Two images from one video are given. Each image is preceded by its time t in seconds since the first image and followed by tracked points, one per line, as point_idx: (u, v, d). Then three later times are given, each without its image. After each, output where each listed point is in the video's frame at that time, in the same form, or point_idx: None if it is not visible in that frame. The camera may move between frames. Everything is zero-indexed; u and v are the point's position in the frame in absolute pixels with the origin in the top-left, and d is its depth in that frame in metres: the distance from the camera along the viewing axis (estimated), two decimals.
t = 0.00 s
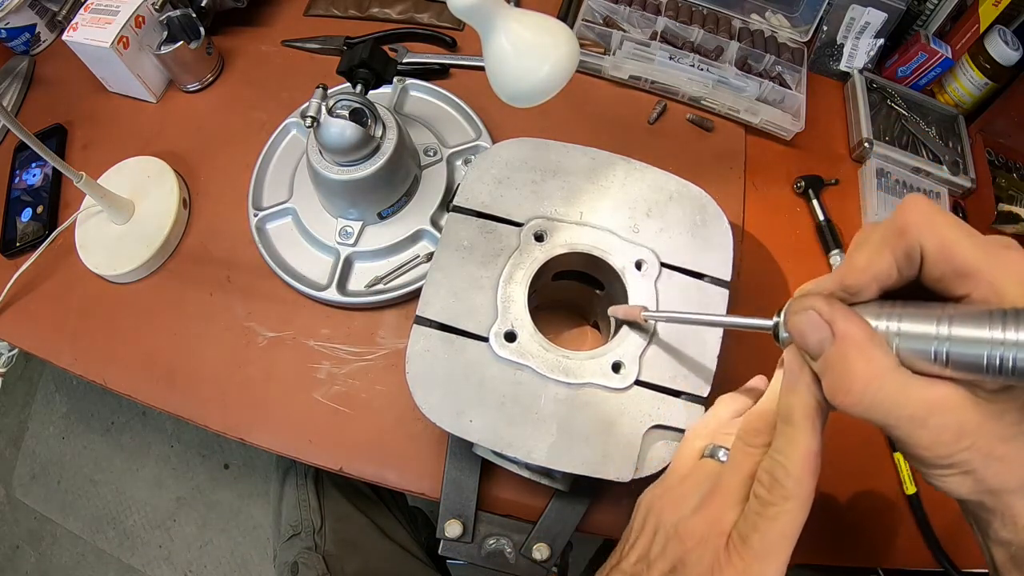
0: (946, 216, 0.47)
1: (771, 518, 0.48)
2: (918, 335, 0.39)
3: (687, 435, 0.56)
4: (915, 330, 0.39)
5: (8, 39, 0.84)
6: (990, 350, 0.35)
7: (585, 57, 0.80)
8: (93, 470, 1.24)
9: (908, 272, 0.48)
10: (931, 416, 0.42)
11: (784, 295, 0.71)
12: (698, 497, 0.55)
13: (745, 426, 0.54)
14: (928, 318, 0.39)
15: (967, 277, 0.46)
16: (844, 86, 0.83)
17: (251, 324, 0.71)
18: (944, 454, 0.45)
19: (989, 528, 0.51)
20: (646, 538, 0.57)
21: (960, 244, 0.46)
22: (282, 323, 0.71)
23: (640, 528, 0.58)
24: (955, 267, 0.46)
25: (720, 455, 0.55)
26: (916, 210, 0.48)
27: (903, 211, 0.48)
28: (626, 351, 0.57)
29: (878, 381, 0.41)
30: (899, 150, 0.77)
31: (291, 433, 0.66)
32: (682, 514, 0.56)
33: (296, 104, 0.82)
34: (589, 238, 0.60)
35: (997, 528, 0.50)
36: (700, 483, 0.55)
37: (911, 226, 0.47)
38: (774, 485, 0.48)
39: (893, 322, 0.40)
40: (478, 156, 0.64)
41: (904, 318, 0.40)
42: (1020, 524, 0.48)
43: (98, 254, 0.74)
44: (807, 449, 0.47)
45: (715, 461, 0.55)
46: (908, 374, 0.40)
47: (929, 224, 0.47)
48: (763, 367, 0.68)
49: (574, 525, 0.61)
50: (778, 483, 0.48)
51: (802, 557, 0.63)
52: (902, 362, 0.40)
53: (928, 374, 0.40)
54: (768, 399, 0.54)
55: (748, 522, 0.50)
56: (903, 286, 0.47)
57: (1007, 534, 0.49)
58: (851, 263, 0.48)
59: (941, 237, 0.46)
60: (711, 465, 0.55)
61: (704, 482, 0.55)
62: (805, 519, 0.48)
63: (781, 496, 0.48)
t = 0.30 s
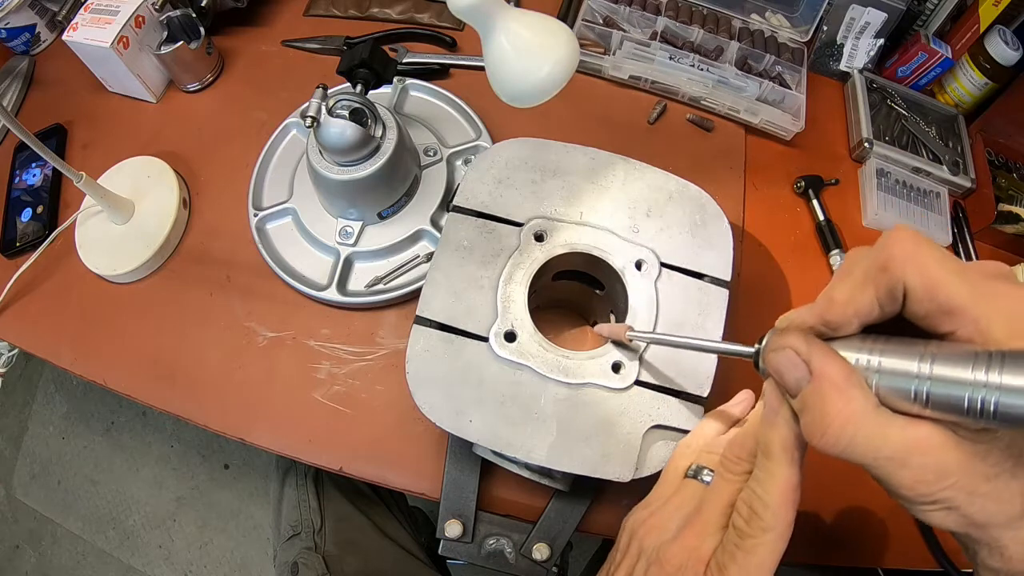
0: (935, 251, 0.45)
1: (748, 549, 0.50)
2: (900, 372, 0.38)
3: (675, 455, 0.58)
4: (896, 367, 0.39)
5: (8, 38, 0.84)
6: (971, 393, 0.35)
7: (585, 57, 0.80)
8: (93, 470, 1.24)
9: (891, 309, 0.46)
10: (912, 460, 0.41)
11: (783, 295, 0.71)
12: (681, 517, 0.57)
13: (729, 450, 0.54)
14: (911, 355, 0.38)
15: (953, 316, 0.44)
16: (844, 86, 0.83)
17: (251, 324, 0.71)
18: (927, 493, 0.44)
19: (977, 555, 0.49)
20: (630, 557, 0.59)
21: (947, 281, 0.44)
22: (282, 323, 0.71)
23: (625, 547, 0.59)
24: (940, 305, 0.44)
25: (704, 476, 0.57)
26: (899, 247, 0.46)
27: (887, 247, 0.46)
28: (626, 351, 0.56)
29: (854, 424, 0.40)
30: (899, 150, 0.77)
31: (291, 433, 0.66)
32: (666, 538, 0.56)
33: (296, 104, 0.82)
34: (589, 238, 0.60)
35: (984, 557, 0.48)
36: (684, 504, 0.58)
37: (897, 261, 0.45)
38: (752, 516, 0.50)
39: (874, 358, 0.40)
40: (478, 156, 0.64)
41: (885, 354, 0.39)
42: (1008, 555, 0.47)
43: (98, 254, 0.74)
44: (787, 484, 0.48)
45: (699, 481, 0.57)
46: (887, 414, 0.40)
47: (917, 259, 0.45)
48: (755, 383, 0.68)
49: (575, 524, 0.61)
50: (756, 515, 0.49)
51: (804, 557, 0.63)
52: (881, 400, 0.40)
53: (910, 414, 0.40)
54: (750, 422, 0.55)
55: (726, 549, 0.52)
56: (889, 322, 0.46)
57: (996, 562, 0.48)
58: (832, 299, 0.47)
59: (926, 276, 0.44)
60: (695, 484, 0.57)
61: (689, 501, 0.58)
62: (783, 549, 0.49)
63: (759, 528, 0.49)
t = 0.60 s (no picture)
0: (909, 285, 0.44)
1: None
2: (864, 405, 0.38)
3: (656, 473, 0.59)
4: (860, 400, 0.38)
5: (8, 38, 0.84)
6: (938, 434, 0.34)
7: (585, 57, 0.80)
8: (93, 470, 1.24)
9: (859, 340, 0.45)
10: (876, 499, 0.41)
11: (782, 295, 0.71)
12: (653, 537, 0.56)
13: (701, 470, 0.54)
14: (878, 389, 0.38)
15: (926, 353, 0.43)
16: (843, 86, 0.83)
17: (251, 324, 0.71)
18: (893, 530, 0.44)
19: None
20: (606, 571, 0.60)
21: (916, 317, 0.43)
22: (282, 323, 0.71)
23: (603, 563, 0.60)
24: (913, 339, 0.43)
25: (679, 495, 0.57)
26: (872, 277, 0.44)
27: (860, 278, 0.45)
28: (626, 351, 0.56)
29: (815, 460, 0.40)
30: (898, 150, 0.77)
31: (291, 432, 0.66)
32: (637, 556, 0.56)
33: (296, 104, 0.82)
34: (589, 238, 0.60)
35: None
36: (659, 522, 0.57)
37: (865, 294, 0.44)
38: (716, 543, 0.50)
39: (840, 390, 0.39)
40: (478, 157, 0.64)
41: (851, 388, 0.39)
42: None
43: (98, 254, 0.74)
44: (750, 513, 0.48)
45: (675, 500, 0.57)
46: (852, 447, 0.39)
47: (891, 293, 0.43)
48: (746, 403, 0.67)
49: (575, 524, 0.61)
50: (720, 542, 0.50)
51: None
52: (843, 432, 0.39)
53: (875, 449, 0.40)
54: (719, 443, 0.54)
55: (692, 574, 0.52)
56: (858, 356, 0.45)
57: None
58: (799, 326, 0.45)
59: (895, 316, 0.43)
60: (671, 503, 0.57)
61: (663, 520, 0.57)
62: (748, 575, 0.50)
63: (722, 555, 0.49)
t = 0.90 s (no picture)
0: (924, 302, 0.42)
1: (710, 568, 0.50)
2: (860, 422, 0.38)
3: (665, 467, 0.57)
4: (858, 415, 0.38)
5: (8, 39, 0.84)
6: (925, 464, 0.35)
7: (585, 57, 0.80)
8: (93, 470, 1.24)
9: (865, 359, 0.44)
10: (864, 515, 0.42)
11: (782, 295, 0.71)
12: (658, 532, 0.56)
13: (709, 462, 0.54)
14: (879, 407, 0.38)
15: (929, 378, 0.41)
16: (843, 86, 0.83)
17: (251, 324, 0.71)
18: (884, 548, 0.45)
19: None
20: (608, 567, 0.59)
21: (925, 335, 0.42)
22: (282, 323, 0.71)
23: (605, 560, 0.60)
24: (918, 366, 0.42)
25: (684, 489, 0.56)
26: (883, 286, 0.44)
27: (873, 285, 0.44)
28: (626, 351, 0.57)
29: (805, 470, 0.41)
30: (899, 150, 0.77)
31: (291, 432, 0.66)
32: (641, 550, 0.56)
33: (296, 104, 0.82)
34: (589, 238, 0.60)
35: None
36: (664, 517, 0.57)
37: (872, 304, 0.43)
38: (717, 535, 0.50)
39: (841, 401, 0.39)
40: (478, 157, 0.64)
41: (852, 400, 0.39)
42: None
43: (98, 254, 0.74)
44: (750, 509, 0.48)
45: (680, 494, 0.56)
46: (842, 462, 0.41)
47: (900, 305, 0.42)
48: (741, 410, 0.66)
49: (575, 524, 0.61)
50: (721, 534, 0.49)
51: None
52: (836, 443, 0.40)
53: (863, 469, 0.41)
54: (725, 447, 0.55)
55: (692, 567, 0.52)
56: (864, 367, 0.44)
57: None
58: (808, 330, 0.46)
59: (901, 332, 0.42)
60: (676, 497, 0.57)
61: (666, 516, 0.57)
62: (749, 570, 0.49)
63: (723, 547, 0.49)
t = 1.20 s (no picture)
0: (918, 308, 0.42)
1: None
2: (835, 453, 0.38)
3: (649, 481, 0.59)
4: (834, 447, 0.38)
5: (8, 38, 0.84)
6: (898, 499, 0.34)
7: (585, 57, 0.80)
8: (93, 470, 1.24)
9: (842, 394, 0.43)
10: (842, 546, 0.42)
11: (782, 295, 0.71)
12: (644, 551, 0.58)
13: (694, 485, 0.55)
14: (856, 439, 0.37)
15: (907, 414, 0.40)
16: (843, 85, 0.83)
17: (251, 324, 0.71)
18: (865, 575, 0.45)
19: None
20: None
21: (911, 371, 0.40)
22: (282, 323, 0.71)
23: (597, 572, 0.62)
24: (893, 404, 0.40)
25: (671, 506, 0.57)
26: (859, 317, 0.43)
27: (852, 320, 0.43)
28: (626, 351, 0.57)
29: (782, 501, 0.42)
30: (898, 150, 0.77)
31: (291, 432, 0.66)
32: (629, 567, 0.58)
33: (296, 104, 0.82)
34: (589, 238, 0.60)
35: None
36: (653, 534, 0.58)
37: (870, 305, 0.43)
38: (700, 558, 0.51)
39: (819, 431, 0.39)
40: (478, 157, 0.64)
41: (830, 431, 0.39)
42: None
43: (98, 254, 0.74)
44: (731, 537, 0.50)
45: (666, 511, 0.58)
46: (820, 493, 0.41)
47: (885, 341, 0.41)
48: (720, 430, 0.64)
49: (575, 525, 0.61)
50: (704, 558, 0.51)
51: None
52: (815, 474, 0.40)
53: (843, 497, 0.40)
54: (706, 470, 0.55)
55: None
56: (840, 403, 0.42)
57: None
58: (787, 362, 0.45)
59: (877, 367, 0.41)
60: (663, 514, 0.58)
61: (652, 534, 0.58)
62: None
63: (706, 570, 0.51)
